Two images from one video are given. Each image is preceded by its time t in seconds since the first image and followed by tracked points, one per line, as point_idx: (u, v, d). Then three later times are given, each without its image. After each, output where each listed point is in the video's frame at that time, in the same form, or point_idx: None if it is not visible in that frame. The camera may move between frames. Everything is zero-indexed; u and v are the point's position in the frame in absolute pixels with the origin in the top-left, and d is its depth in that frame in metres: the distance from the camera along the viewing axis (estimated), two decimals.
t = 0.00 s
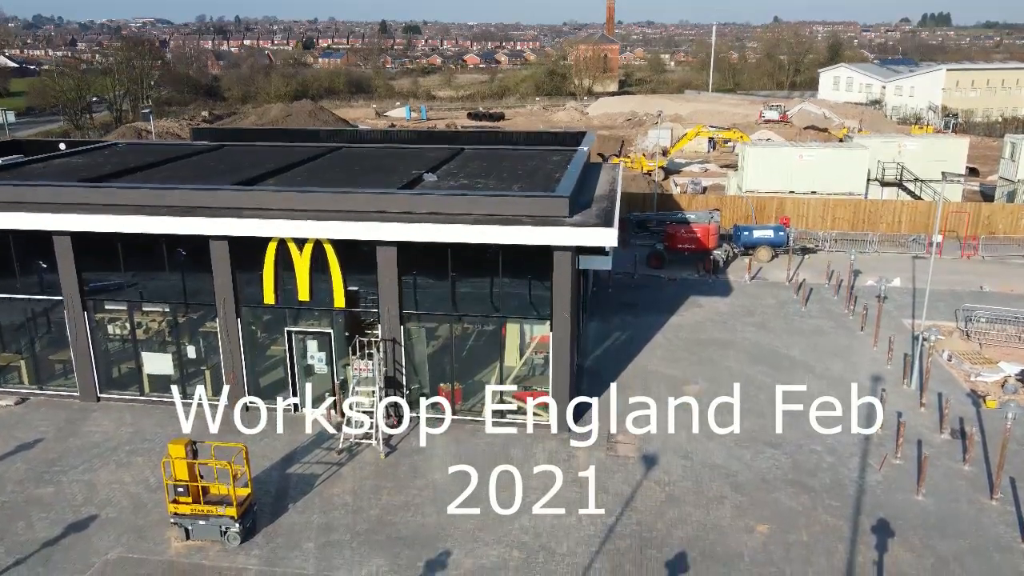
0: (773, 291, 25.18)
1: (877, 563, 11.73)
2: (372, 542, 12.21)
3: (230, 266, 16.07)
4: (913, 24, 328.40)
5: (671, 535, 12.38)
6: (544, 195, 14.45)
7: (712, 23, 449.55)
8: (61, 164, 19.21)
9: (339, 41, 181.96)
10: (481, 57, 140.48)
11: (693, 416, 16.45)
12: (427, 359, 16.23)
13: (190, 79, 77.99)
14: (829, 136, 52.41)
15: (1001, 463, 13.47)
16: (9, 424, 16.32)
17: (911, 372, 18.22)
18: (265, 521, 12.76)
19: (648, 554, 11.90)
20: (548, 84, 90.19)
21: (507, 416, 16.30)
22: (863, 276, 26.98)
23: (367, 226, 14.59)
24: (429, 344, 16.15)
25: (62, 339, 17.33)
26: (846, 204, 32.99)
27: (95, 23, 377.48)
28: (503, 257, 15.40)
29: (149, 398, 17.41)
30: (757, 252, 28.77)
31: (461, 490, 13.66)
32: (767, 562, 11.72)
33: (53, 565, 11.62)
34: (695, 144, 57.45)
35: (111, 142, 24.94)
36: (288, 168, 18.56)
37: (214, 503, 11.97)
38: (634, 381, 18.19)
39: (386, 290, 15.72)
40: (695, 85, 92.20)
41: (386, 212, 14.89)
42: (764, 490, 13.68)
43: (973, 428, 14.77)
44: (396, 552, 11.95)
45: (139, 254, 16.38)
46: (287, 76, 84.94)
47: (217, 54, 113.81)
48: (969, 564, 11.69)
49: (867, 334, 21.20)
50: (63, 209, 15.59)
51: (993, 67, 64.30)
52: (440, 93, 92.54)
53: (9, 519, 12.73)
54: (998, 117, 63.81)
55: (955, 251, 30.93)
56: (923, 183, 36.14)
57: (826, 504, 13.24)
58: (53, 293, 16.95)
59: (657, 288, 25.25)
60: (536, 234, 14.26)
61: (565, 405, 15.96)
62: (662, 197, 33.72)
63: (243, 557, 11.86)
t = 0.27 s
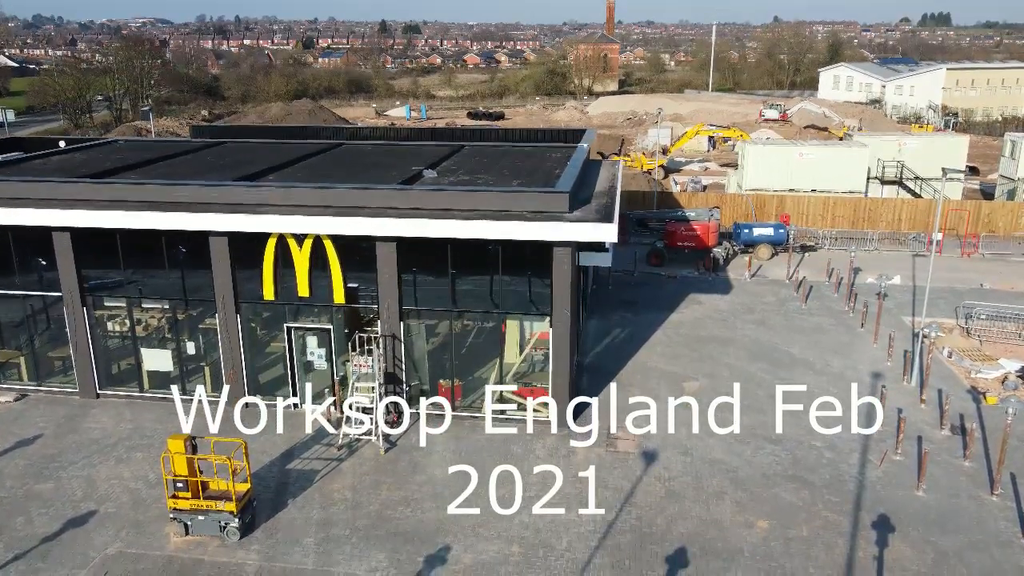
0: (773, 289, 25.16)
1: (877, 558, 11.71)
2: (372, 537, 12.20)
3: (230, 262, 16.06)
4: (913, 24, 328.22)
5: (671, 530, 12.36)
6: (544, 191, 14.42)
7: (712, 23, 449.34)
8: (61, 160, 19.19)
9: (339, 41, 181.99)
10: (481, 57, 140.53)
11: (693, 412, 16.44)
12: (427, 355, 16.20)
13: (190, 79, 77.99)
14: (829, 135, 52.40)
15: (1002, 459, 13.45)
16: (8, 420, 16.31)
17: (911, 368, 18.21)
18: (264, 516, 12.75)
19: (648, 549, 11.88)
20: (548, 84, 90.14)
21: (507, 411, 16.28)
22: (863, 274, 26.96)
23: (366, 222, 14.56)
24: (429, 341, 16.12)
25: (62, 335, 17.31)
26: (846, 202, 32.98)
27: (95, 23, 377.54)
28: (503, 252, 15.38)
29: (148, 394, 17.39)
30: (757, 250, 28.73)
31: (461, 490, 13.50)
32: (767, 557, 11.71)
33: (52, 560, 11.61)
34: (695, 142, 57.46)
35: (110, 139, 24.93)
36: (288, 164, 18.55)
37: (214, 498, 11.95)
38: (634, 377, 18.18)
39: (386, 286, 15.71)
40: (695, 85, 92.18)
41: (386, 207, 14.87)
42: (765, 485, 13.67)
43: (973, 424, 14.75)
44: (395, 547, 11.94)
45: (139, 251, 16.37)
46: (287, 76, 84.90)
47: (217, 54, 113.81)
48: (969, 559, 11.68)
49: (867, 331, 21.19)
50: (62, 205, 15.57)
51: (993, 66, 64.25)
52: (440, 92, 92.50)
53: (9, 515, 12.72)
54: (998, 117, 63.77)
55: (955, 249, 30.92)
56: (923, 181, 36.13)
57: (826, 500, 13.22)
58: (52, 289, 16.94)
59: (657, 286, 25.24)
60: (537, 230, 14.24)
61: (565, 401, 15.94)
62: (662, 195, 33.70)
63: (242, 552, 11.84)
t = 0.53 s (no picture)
0: (773, 286, 25.15)
1: (878, 554, 11.69)
2: (372, 533, 12.17)
3: (229, 258, 16.03)
4: (913, 24, 328.13)
5: (671, 526, 12.34)
6: (545, 186, 14.40)
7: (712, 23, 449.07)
8: (61, 157, 19.17)
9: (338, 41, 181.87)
10: (480, 57, 140.53)
11: (694, 409, 16.43)
12: (427, 351, 16.18)
13: (190, 78, 77.97)
14: (829, 133, 52.39)
15: (1003, 455, 13.42)
16: (7, 416, 16.28)
17: (912, 365, 18.19)
18: (263, 512, 12.72)
19: (648, 545, 11.86)
20: (548, 83, 90.11)
21: (507, 407, 16.26)
22: (863, 272, 26.95)
23: (366, 217, 14.54)
24: (429, 337, 16.10)
25: (61, 332, 17.28)
26: (846, 201, 32.95)
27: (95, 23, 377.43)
28: (503, 249, 15.35)
29: (148, 391, 17.37)
30: (757, 248, 28.69)
31: (461, 490, 13.36)
32: (768, 553, 11.68)
33: (51, 556, 11.58)
34: (695, 141, 57.44)
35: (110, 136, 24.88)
36: (288, 161, 18.53)
37: (213, 494, 11.93)
38: (635, 374, 18.16)
39: (386, 283, 15.68)
40: (695, 84, 92.16)
41: (385, 203, 14.85)
42: (765, 482, 13.65)
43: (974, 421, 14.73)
44: (395, 543, 11.91)
45: (138, 247, 16.34)
46: (286, 75, 84.86)
47: (217, 54, 113.74)
48: (970, 555, 11.66)
49: (867, 329, 21.17)
50: (61, 201, 15.54)
51: (993, 65, 64.25)
52: (440, 92, 92.46)
53: (8, 511, 12.69)
54: (998, 116, 63.75)
55: (955, 247, 30.90)
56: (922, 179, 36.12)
57: (826, 496, 13.20)
58: (52, 286, 16.91)
59: (657, 283, 25.22)
60: (537, 225, 14.22)
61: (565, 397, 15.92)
62: (662, 193, 33.69)
63: (242, 547, 11.82)
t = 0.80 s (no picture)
0: (773, 284, 25.13)
1: (879, 550, 11.68)
2: (372, 529, 12.15)
3: (229, 253, 16.00)
4: (913, 23, 328.11)
5: (672, 522, 12.32)
6: (545, 182, 14.37)
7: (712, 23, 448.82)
8: (60, 154, 19.14)
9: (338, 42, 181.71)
10: (480, 56, 140.43)
11: (694, 405, 16.41)
12: (427, 348, 16.16)
13: (190, 78, 77.99)
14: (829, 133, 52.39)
15: (1004, 451, 13.40)
16: (7, 413, 16.26)
17: (913, 362, 18.18)
18: (263, 508, 12.71)
19: (649, 541, 11.84)
20: (548, 83, 90.14)
21: (507, 403, 16.25)
22: (863, 270, 26.94)
23: (367, 213, 14.52)
24: (429, 334, 16.07)
25: (61, 330, 17.26)
26: (846, 199, 32.93)
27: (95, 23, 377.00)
28: (504, 246, 15.33)
29: (148, 388, 17.36)
30: (757, 246, 28.65)
31: (461, 490, 13.23)
32: (769, 549, 11.67)
33: (51, 552, 11.56)
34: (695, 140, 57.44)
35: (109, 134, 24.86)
36: (288, 158, 18.52)
37: (213, 490, 11.91)
38: (635, 372, 18.14)
39: (386, 279, 15.67)
40: (695, 84, 92.19)
41: (385, 199, 14.81)
42: (766, 478, 13.63)
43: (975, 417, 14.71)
44: (396, 539, 11.89)
45: (138, 245, 16.32)
46: (287, 75, 84.86)
47: (217, 53, 113.71)
48: (971, 552, 11.63)
49: (867, 326, 21.15)
50: (60, 197, 15.51)
51: (993, 65, 64.28)
52: (440, 91, 92.43)
53: (7, 507, 12.67)
54: (998, 116, 63.76)
55: (955, 245, 30.89)
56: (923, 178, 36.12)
57: (827, 492, 13.18)
58: (51, 283, 16.88)
59: (657, 281, 25.21)
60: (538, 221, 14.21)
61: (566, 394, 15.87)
62: (662, 192, 33.67)
63: (241, 543, 11.79)
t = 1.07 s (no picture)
0: (773, 282, 25.11)
1: (880, 546, 11.66)
2: (372, 525, 12.13)
3: (229, 249, 15.98)
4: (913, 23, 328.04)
5: (672, 518, 12.30)
6: (546, 178, 14.34)
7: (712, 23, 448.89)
8: (60, 151, 19.12)
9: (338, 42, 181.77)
10: (480, 56, 140.38)
11: (694, 402, 16.40)
12: (427, 345, 16.15)
13: (190, 78, 77.96)
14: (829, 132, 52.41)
15: (1005, 447, 13.38)
16: (7, 410, 16.25)
17: (913, 359, 18.17)
18: (263, 504, 12.69)
19: (649, 536, 11.82)
20: (548, 83, 90.15)
21: (507, 399, 16.26)
22: (864, 267, 26.93)
23: (367, 209, 14.50)
24: (429, 330, 16.06)
25: (60, 327, 17.24)
26: (846, 197, 32.90)
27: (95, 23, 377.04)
28: (504, 243, 15.28)
29: (148, 384, 17.33)
30: (757, 244, 28.64)
31: (461, 490, 13.10)
32: (770, 544, 11.64)
33: (50, 547, 11.54)
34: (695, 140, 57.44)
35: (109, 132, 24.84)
36: (288, 154, 18.51)
37: (213, 486, 11.89)
38: (635, 369, 18.12)
39: (386, 276, 15.64)
40: (695, 84, 92.22)
41: (385, 195, 14.78)
42: (766, 474, 13.61)
43: (975, 413, 14.69)
44: (396, 535, 11.87)
45: (138, 241, 16.30)
46: (287, 74, 84.83)
47: (217, 53, 113.65)
48: (972, 547, 11.60)
49: (868, 323, 21.14)
50: (60, 193, 15.50)
51: (993, 64, 64.31)
52: (440, 91, 92.40)
53: (7, 503, 12.65)
54: (998, 115, 63.78)
55: (956, 243, 30.87)
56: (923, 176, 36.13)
57: (828, 488, 13.16)
58: (51, 279, 16.86)
59: (657, 279, 25.19)
60: (539, 217, 14.18)
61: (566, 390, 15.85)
62: (662, 190, 33.65)
63: (242, 539, 11.77)
